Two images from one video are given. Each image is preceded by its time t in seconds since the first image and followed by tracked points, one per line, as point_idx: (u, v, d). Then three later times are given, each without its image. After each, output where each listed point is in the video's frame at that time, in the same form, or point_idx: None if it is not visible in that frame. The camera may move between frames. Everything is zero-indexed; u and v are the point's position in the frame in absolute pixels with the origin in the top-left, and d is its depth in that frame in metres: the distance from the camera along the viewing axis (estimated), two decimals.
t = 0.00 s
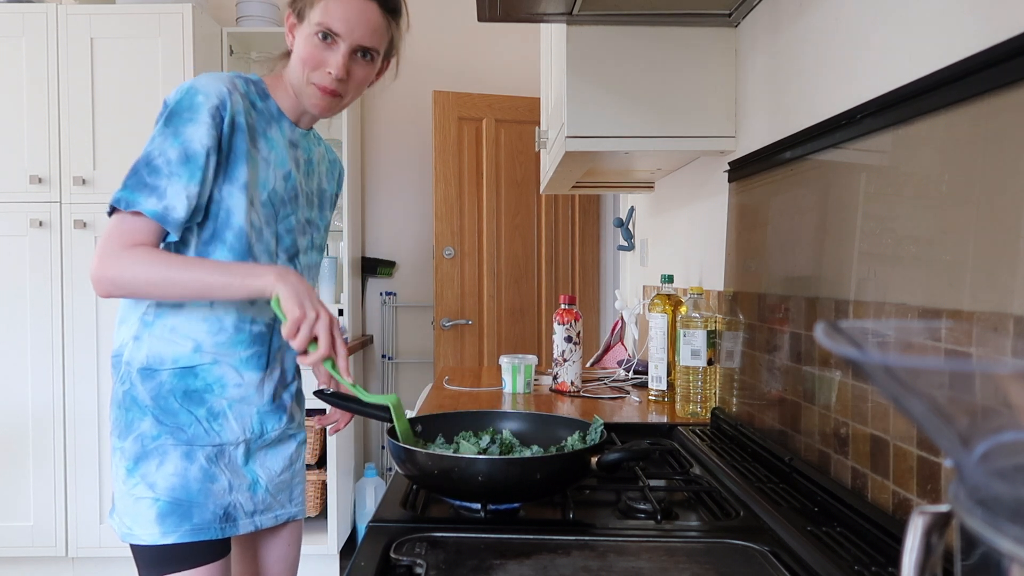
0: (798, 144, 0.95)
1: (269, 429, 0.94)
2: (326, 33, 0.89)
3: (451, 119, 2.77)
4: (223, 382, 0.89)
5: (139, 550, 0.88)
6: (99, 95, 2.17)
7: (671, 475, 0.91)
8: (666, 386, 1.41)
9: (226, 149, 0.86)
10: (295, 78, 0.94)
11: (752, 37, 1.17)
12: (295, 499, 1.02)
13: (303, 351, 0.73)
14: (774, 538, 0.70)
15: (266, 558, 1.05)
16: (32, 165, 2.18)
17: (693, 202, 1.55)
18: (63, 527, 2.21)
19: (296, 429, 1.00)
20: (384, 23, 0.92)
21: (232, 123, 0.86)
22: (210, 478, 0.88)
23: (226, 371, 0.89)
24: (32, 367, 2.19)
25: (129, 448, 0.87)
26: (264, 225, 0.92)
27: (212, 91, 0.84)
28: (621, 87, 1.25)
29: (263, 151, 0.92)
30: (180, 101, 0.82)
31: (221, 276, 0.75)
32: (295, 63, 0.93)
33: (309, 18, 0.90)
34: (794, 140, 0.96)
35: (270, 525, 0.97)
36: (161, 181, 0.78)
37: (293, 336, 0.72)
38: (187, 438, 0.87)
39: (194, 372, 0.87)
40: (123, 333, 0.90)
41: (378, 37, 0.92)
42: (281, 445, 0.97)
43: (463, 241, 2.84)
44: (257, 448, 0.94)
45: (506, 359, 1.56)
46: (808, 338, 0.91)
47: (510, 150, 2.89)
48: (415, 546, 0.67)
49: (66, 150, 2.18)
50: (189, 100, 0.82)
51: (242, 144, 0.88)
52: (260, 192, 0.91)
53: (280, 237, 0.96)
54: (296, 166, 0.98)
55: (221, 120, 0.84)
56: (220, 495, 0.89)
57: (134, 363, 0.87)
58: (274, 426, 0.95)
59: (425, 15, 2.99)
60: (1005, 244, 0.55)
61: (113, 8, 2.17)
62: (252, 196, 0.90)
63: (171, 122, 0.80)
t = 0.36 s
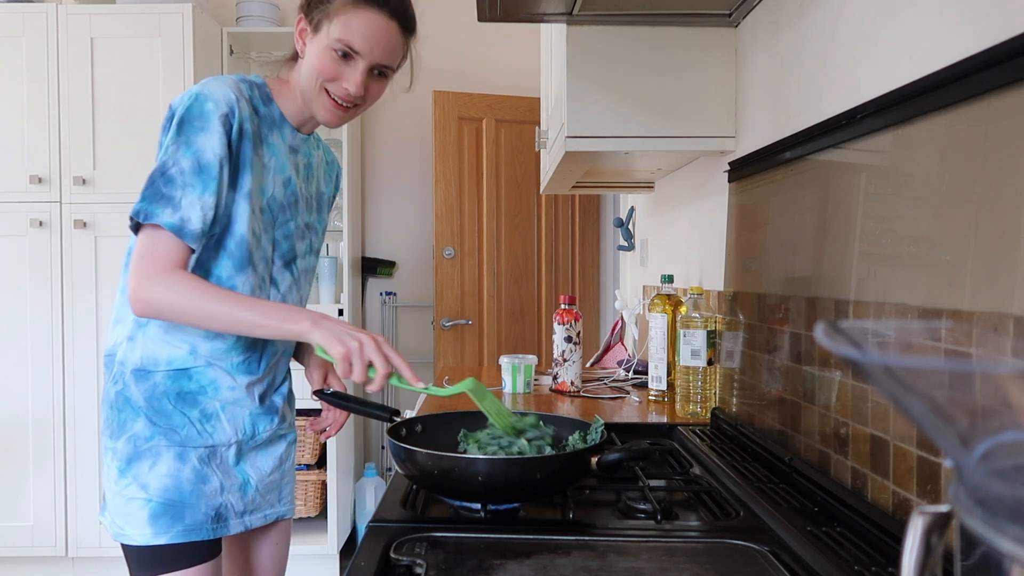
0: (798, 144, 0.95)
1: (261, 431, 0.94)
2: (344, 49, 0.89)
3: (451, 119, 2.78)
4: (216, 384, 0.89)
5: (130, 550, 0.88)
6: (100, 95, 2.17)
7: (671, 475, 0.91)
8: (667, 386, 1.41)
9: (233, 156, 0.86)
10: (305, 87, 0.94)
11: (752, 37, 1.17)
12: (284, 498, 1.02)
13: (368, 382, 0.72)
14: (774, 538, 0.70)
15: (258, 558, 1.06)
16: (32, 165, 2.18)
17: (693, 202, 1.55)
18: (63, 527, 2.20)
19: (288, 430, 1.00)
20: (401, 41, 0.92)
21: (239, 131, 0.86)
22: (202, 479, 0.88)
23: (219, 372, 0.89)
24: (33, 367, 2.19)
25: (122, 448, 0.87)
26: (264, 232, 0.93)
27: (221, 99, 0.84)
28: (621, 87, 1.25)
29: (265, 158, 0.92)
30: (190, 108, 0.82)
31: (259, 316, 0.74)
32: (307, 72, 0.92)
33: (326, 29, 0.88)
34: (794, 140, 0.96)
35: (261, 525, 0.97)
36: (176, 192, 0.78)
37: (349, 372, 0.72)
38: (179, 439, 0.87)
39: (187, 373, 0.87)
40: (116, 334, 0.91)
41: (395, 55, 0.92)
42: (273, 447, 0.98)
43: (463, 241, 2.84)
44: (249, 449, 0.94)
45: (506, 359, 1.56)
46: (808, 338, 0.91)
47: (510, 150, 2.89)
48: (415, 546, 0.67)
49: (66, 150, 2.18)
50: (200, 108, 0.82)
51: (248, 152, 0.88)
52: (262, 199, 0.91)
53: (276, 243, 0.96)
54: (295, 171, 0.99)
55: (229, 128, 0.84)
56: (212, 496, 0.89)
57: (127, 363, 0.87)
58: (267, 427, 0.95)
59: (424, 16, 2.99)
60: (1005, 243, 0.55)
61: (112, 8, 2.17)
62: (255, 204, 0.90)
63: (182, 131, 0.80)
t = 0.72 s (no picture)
0: (798, 144, 0.95)
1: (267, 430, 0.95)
2: (351, 53, 0.89)
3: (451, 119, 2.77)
4: (224, 383, 0.89)
5: (138, 551, 0.87)
6: (100, 95, 2.17)
7: (671, 475, 0.91)
8: (666, 386, 1.41)
9: (227, 149, 0.86)
10: (303, 84, 0.93)
11: (752, 37, 1.17)
12: (289, 498, 1.02)
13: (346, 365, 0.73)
14: (774, 538, 0.70)
15: (263, 558, 1.05)
16: (32, 165, 2.18)
17: (693, 202, 1.55)
18: (63, 527, 2.21)
19: (292, 430, 1.01)
20: (402, 43, 0.94)
21: (232, 122, 0.86)
22: (210, 480, 0.88)
23: (227, 372, 0.89)
24: (33, 367, 2.19)
25: (129, 449, 0.87)
26: (261, 225, 0.93)
27: (213, 91, 0.84)
28: (621, 87, 1.25)
29: (260, 151, 0.92)
30: (181, 99, 0.82)
31: (251, 291, 0.73)
32: (307, 71, 0.92)
33: (331, 32, 0.88)
34: (794, 140, 0.96)
35: (266, 525, 0.97)
36: (165, 179, 0.78)
37: (333, 350, 0.72)
38: (188, 439, 0.87)
39: (195, 373, 0.87)
40: (122, 334, 0.90)
41: (396, 56, 0.94)
42: (277, 447, 0.98)
43: (463, 241, 2.84)
44: (255, 449, 0.94)
45: (506, 359, 1.56)
46: (808, 338, 0.91)
47: (510, 150, 2.88)
48: (415, 546, 0.67)
49: (66, 150, 2.18)
50: (191, 98, 0.82)
51: (242, 143, 0.88)
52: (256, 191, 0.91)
53: (273, 236, 0.96)
54: (289, 164, 0.99)
55: (222, 120, 0.84)
56: (220, 496, 0.89)
57: (134, 364, 0.87)
58: (272, 427, 0.95)
59: (425, 16, 2.99)
60: (1005, 243, 0.55)
61: (112, 8, 2.17)
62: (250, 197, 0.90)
63: (173, 120, 0.80)
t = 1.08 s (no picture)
0: (798, 144, 0.95)
1: (270, 428, 0.94)
2: (341, 44, 0.89)
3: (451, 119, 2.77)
4: (225, 383, 0.88)
5: (141, 550, 0.88)
6: (100, 96, 2.17)
7: (671, 475, 0.91)
8: (666, 386, 1.41)
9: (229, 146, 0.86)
10: (293, 76, 0.93)
11: (752, 37, 1.17)
12: (294, 498, 1.02)
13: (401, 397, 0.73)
14: (773, 538, 0.70)
15: (267, 559, 1.05)
16: (32, 164, 2.18)
17: (693, 202, 1.55)
18: (63, 527, 2.21)
19: (296, 429, 1.00)
20: (391, 33, 0.94)
21: (230, 118, 0.86)
22: (212, 480, 0.88)
23: (228, 371, 0.89)
24: (33, 367, 2.19)
25: (132, 449, 0.87)
26: (261, 220, 0.93)
27: (208, 87, 0.84)
28: (621, 87, 1.25)
29: (253, 145, 0.92)
30: (181, 99, 0.82)
31: (304, 317, 0.74)
32: (297, 62, 0.92)
33: (321, 23, 0.88)
34: (794, 140, 0.96)
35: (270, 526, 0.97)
36: (188, 182, 0.78)
37: (385, 384, 0.73)
38: (189, 439, 0.87)
39: (196, 372, 0.87)
40: (127, 335, 0.91)
41: (385, 47, 0.95)
42: (282, 446, 0.97)
43: (463, 241, 2.84)
44: (259, 449, 0.93)
45: (506, 359, 1.56)
46: (809, 338, 0.91)
47: (510, 150, 2.88)
48: (415, 546, 0.67)
49: (66, 149, 2.18)
50: (191, 97, 0.82)
51: (241, 138, 0.88)
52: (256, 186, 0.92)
53: (275, 231, 0.97)
54: (283, 158, 0.99)
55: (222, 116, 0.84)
56: (222, 496, 0.89)
57: (137, 363, 0.87)
58: (275, 426, 0.95)
59: (425, 16, 2.99)
60: (1005, 243, 0.55)
61: (112, 7, 2.17)
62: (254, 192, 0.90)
63: (180, 122, 0.80)
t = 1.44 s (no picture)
0: (798, 144, 0.95)
1: (272, 427, 0.95)
2: (337, 38, 0.89)
3: (451, 119, 2.78)
4: (230, 383, 0.88)
5: (144, 550, 0.88)
6: (100, 96, 2.17)
7: (671, 475, 0.91)
8: (666, 386, 1.41)
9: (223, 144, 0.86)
10: (289, 69, 0.93)
11: (752, 37, 1.17)
12: (296, 499, 1.02)
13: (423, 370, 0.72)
14: (773, 538, 0.70)
15: (270, 559, 1.05)
16: (32, 164, 2.18)
17: (693, 202, 1.55)
18: (63, 527, 2.21)
19: (300, 429, 1.00)
20: (387, 26, 0.94)
21: (223, 117, 0.86)
22: (216, 480, 0.88)
23: (232, 371, 0.89)
24: (33, 366, 2.19)
25: (136, 448, 0.87)
26: (260, 217, 0.93)
27: (199, 86, 0.84)
28: (621, 87, 1.25)
29: (251, 142, 0.92)
30: (173, 100, 0.82)
31: (316, 302, 0.74)
32: (293, 56, 0.92)
33: (316, 16, 0.88)
34: (794, 140, 0.96)
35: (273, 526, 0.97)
36: (187, 184, 0.78)
37: (407, 357, 0.72)
38: (194, 439, 0.87)
39: (201, 373, 0.87)
40: (131, 334, 0.91)
41: (380, 40, 0.95)
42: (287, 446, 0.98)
43: (463, 241, 2.84)
44: (262, 449, 0.94)
45: (506, 359, 1.56)
46: (809, 338, 0.91)
47: (510, 150, 2.89)
48: (415, 546, 0.67)
49: (66, 150, 2.18)
50: (184, 98, 0.82)
51: (235, 136, 0.88)
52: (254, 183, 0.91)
53: (276, 228, 0.97)
54: (282, 154, 0.99)
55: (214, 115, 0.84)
56: (226, 496, 0.89)
57: (142, 363, 0.87)
58: (277, 424, 0.95)
59: (425, 16, 2.99)
60: (1005, 243, 0.55)
61: (112, 7, 2.17)
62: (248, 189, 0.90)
63: (174, 124, 0.80)
